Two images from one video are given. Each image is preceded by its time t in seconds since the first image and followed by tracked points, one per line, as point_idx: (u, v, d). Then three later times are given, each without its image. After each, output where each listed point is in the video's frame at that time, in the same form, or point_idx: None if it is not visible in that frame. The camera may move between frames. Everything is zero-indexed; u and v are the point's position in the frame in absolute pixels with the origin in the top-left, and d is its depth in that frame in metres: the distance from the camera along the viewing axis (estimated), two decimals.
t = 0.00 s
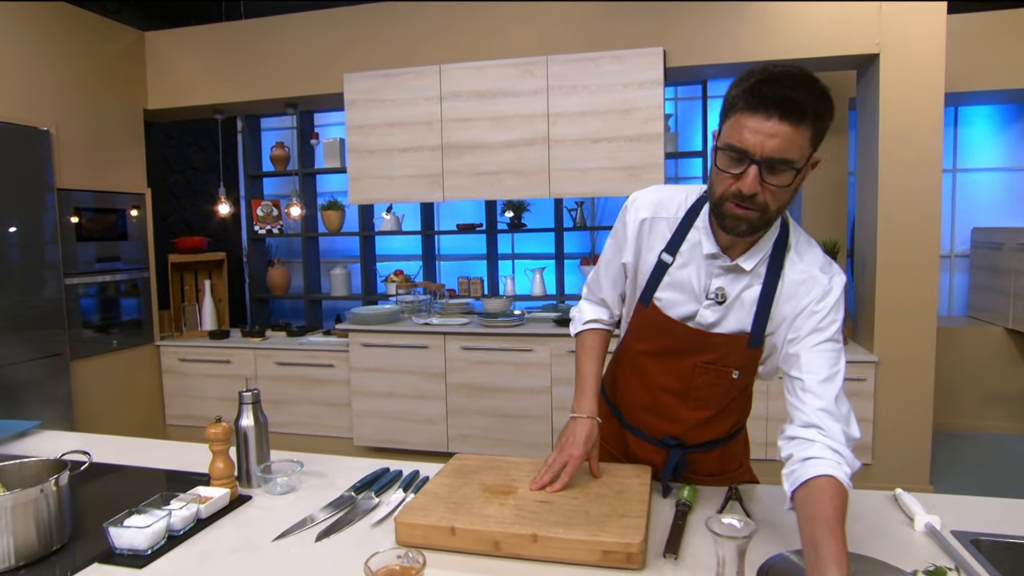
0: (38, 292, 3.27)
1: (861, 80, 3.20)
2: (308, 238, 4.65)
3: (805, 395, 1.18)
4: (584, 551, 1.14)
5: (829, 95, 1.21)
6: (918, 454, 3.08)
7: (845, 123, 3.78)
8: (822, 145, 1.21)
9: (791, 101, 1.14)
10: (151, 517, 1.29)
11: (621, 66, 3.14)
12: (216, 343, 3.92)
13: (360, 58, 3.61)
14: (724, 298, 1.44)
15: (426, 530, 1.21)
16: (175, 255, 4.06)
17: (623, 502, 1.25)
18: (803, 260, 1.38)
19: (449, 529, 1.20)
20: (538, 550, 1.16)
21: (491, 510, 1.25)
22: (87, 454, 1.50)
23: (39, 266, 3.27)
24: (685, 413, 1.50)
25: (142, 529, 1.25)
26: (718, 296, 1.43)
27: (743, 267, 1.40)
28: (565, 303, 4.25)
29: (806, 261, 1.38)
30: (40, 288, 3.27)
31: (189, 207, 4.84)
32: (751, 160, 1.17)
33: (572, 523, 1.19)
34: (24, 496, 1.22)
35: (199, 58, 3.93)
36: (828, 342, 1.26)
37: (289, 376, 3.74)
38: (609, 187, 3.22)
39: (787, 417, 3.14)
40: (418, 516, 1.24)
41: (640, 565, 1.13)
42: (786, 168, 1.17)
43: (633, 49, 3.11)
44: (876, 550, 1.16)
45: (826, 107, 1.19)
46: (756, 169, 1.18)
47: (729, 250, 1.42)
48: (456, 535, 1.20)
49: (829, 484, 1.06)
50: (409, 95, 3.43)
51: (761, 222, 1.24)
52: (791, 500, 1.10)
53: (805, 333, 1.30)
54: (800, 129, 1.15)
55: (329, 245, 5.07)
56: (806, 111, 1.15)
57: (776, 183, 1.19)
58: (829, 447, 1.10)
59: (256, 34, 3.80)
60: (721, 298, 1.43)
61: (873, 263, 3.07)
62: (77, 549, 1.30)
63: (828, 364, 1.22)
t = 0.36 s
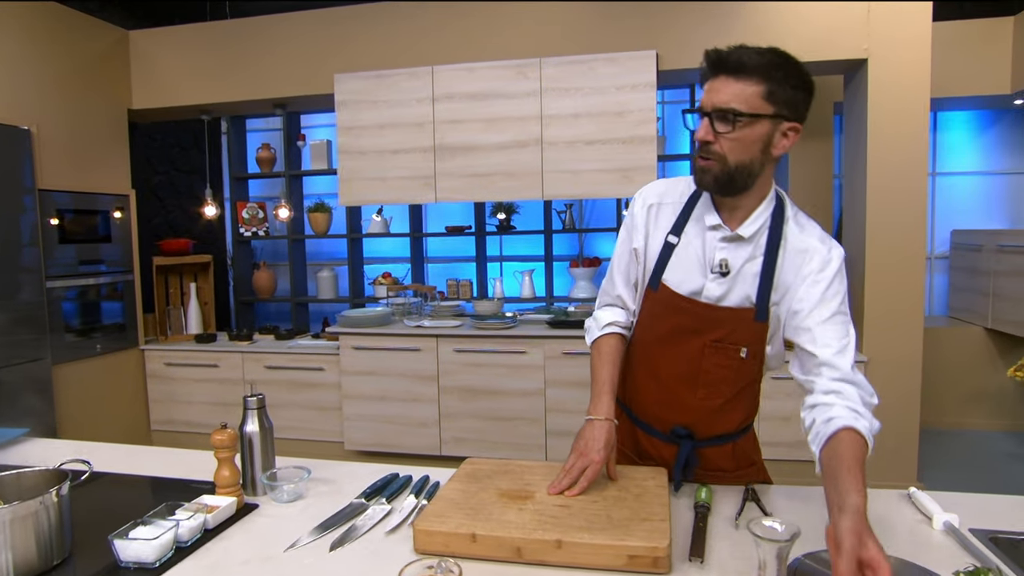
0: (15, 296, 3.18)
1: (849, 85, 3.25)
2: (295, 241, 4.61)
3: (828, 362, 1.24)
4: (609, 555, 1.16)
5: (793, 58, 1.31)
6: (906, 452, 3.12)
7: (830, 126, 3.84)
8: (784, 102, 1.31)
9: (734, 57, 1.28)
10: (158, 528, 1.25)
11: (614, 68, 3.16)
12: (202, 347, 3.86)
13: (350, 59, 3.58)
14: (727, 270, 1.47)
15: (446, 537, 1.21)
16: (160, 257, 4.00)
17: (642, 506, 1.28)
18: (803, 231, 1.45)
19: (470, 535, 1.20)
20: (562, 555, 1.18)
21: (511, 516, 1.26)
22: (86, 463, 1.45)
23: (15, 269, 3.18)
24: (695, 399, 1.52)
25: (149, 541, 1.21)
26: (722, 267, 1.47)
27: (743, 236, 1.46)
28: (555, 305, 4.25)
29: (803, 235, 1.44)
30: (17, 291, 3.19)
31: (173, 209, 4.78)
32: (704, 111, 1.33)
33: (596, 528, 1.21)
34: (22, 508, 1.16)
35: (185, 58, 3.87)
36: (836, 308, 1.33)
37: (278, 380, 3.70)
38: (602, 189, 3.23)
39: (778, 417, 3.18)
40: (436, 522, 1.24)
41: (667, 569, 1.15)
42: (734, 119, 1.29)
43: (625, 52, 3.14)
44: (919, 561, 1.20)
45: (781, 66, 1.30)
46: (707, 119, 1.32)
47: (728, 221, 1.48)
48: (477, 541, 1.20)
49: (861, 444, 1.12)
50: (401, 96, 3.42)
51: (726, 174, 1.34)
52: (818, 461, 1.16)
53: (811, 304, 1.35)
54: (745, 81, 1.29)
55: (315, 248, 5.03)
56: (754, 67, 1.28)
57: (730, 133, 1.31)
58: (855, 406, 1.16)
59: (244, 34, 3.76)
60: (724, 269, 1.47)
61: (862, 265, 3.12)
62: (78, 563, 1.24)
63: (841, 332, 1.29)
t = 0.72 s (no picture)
0: None
1: (837, 88, 3.31)
2: (281, 241, 4.55)
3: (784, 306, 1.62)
4: (639, 552, 1.17)
5: (701, 68, 1.54)
6: (893, 449, 3.19)
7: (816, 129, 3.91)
8: (703, 96, 1.50)
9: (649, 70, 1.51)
10: (178, 532, 1.22)
11: (608, 70, 3.18)
12: (189, 349, 3.80)
13: (341, 57, 3.55)
14: (678, 246, 1.64)
15: (473, 537, 1.21)
16: (145, 257, 3.92)
17: (668, 503, 1.30)
18: (740, 202, 1.65)
19: (498, 535, 1.20)
20: (592, 553, 1.19)
21: (537, 514, 1.27)
22: (98, 466, 1.39)
23: None
24: (664, 371, 1.59)
25: (173, 546, 1.18)
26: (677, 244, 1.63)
27: (687, 214, 1.63)
28: (545, 306, 4.26)
29: (741, 203, 1.65)
30: None
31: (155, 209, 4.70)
32: (634, 118, 1.53)
33: (624, 526, 1.22)
34: (37, 514, 1.12)
35: (170, 55, 3.81)
36: (783, 257, 1.64)
37: (267, 382, 3.66)
38: (596, 190, 3.24)
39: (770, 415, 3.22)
40: (463, 523, 1.23)
41: (695, 565, 1.17)
42: (662, 114, 1.49)
43: (620, 54, 3.16)
44: (942, 553, 1.22)
45: (692, 72, 1.52)
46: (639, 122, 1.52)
47: (674, 203, 1.66)
48: (505, 541, 1.20)
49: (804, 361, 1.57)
50: (394, 95, 3.39)
51: (664, 163, 1.52)
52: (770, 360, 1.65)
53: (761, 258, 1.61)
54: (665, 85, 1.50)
55: (300, 248, 4.98)
56: (670, 74, 1.51)
57: (661, 127, 1.50)
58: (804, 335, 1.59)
59: (231, 31, 3.70)
60: (676, 245, 1.64)
61: (850, 267, 3.18)
62: (95, 569, 1.19)
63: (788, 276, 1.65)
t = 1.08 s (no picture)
0: None
1: (831, 91, 3.39)
2: (274, 238, 4.51)
3: (688, 300, 1.65)
4: (688, 538, 1.21)
5: (623, 90, 1.71)
6: (886, 442, 3.28)
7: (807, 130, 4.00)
8: (627, 115, 1.68)
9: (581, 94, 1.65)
10: (230, 526, 1.21)
11: (610, 69, 3.22)
12: (184, 346, 3.75)
13: (340, 53, 3.53)
14: (604, 241, 1.81)
15: (525, 527, 1.23)
16: (139, 254, 3.86)
17: (707, 490, 1.35)
18: (658, 198, 1.75)
19: (550, 524, 1.22)
20: (643, 540, 1.22)
21: (583, 504, 1.30)
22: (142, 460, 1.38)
23: None
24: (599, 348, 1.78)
25: (229, 539, 1.18)
26: (603, 243, 1.81)
27: (609, 213, 1.80)
28: (541, 303, 4.30)
29: (658, 200, 1.75)
30: None
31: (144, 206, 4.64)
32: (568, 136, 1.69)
33: (671, 513, 1.26)
34: (96, 508, 1.11)
35: (164, 49, 3.75)
36: (689, 247, 1.68)
37: (265, 380, 3.65)
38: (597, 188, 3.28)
39: (766, 410, 3.29)
40: (513, 513, 1.26)
41: (741, 550, 1.22)
42: (590, 132, 1.66)
43: (621, 54, 3.20)
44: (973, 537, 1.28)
45: (619, 94, 1.67)
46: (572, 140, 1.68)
47: (604, 205, 1.83)
48: (557, 530, 1.22)
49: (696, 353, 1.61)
50: (396, 93, 3.40)
51: (592, 176, 1.71)
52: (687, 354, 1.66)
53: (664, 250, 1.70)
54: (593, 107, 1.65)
55: (291, 245, 4.95)
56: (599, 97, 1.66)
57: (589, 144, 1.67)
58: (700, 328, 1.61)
59: (228, 25, 3.66)
60: (602, 241, 1.81)
61: (844, 265, 3.26)
62: (146, 565, 1.19)
63: (699, 267, 1.66)
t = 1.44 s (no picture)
0: None
1: (828, 91, 3.48)
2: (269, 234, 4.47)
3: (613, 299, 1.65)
4: (740, 522, 1.26)
5: (567, 104, 1.78)
6: (881, 433, 3.38)
7: (801, 129, 4.09)
8: (562, 127, 1.75)
9: (520, 112, 1.76)
10: (292, 519, 1.22)
11: (615, 68, 3.26)
12: (183, 343, 3.71)
13: (344, 49, 3.52)
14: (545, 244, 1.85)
15: (581, 514, 1.26)
16: (135, 250, 3.82)
17: (749, 478, 1.40)
18: (586, 198, 1.75)
19: (605, 511, 1.26)
20: (696, 525, 1.26)
21: (634, 491, 1.33)
22: (199, 457, 1.39)
23: None
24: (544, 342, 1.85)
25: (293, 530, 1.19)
26: (542, 249, 1.85)
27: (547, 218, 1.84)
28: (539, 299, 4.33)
29: (585, 201, 1.75)
30: None
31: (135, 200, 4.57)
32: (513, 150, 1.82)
33: (720, 499, 1.30)
34: (164, 501, 1.12)
35: (162, 41, 3.70)
36: (609, 245, 1.66)
37: (267, 376, 3.63)
38: (601, 185, 3.32)
39: (766, 403, 3.37)
40: (568, 501, 1.29)
41: (789, 533, 1.27)
42: (527, 147, 1.77)
43: (626, 53, 3.25)
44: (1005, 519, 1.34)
45: (558, 110, 1.76)
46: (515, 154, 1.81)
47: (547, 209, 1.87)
48: (613, 516, 1.26)
49: (621, 349, 1.62)
50: (401, 89, 3.40)
51: (536, 188, 1.83)
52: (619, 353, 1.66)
53: (586, 251, 1.70)
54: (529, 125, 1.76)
55: (285, 241, 4.92)
56: (535, 114, 1.76)
57: (528, 159, 1.79)
58: (623, 326, 1.61)
59: (228, 18, 3.62)
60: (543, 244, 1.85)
61: (842, 262, 3.35)
62: (208, 561, 1.19)
63: (620, 265, 1.64)
